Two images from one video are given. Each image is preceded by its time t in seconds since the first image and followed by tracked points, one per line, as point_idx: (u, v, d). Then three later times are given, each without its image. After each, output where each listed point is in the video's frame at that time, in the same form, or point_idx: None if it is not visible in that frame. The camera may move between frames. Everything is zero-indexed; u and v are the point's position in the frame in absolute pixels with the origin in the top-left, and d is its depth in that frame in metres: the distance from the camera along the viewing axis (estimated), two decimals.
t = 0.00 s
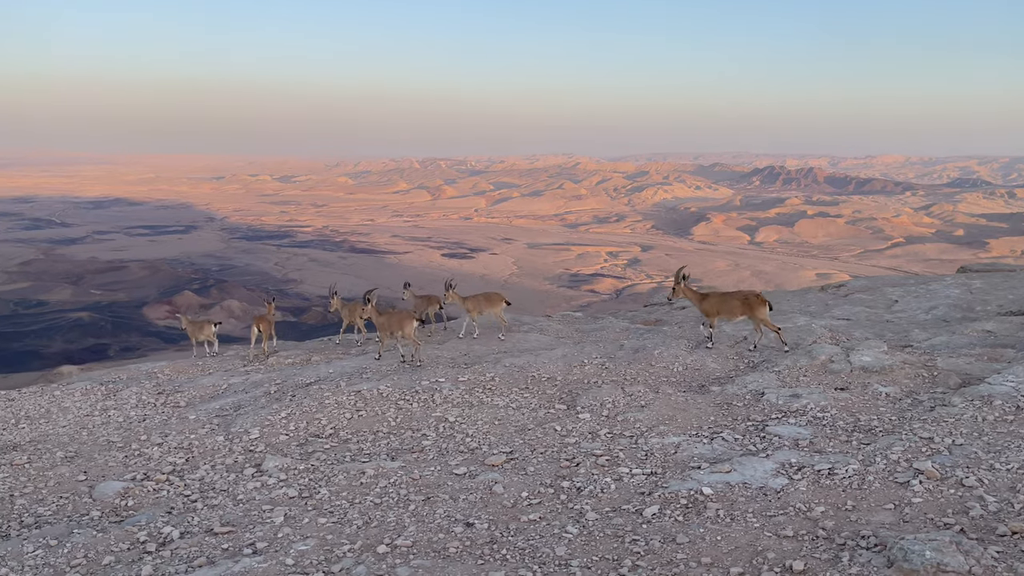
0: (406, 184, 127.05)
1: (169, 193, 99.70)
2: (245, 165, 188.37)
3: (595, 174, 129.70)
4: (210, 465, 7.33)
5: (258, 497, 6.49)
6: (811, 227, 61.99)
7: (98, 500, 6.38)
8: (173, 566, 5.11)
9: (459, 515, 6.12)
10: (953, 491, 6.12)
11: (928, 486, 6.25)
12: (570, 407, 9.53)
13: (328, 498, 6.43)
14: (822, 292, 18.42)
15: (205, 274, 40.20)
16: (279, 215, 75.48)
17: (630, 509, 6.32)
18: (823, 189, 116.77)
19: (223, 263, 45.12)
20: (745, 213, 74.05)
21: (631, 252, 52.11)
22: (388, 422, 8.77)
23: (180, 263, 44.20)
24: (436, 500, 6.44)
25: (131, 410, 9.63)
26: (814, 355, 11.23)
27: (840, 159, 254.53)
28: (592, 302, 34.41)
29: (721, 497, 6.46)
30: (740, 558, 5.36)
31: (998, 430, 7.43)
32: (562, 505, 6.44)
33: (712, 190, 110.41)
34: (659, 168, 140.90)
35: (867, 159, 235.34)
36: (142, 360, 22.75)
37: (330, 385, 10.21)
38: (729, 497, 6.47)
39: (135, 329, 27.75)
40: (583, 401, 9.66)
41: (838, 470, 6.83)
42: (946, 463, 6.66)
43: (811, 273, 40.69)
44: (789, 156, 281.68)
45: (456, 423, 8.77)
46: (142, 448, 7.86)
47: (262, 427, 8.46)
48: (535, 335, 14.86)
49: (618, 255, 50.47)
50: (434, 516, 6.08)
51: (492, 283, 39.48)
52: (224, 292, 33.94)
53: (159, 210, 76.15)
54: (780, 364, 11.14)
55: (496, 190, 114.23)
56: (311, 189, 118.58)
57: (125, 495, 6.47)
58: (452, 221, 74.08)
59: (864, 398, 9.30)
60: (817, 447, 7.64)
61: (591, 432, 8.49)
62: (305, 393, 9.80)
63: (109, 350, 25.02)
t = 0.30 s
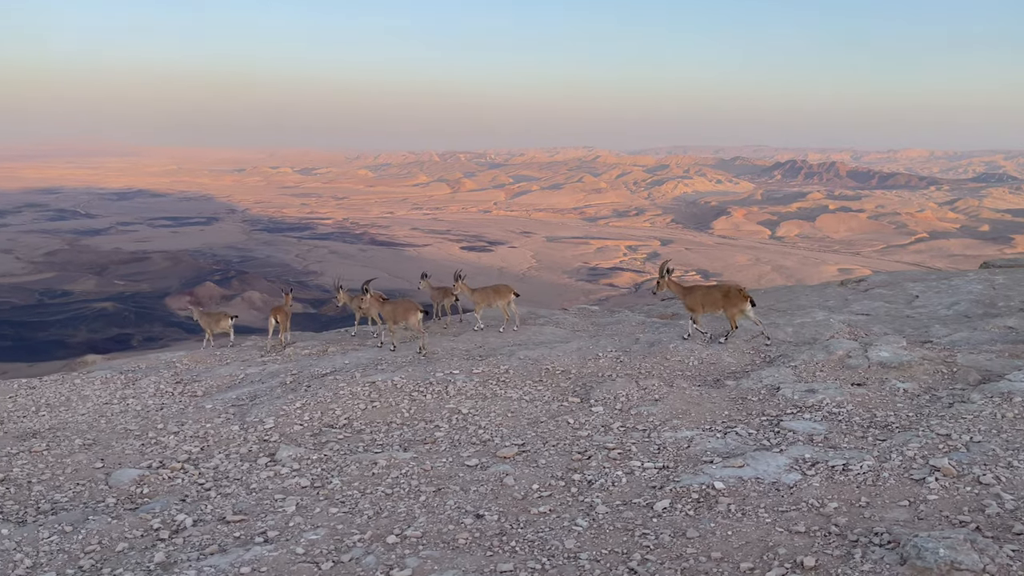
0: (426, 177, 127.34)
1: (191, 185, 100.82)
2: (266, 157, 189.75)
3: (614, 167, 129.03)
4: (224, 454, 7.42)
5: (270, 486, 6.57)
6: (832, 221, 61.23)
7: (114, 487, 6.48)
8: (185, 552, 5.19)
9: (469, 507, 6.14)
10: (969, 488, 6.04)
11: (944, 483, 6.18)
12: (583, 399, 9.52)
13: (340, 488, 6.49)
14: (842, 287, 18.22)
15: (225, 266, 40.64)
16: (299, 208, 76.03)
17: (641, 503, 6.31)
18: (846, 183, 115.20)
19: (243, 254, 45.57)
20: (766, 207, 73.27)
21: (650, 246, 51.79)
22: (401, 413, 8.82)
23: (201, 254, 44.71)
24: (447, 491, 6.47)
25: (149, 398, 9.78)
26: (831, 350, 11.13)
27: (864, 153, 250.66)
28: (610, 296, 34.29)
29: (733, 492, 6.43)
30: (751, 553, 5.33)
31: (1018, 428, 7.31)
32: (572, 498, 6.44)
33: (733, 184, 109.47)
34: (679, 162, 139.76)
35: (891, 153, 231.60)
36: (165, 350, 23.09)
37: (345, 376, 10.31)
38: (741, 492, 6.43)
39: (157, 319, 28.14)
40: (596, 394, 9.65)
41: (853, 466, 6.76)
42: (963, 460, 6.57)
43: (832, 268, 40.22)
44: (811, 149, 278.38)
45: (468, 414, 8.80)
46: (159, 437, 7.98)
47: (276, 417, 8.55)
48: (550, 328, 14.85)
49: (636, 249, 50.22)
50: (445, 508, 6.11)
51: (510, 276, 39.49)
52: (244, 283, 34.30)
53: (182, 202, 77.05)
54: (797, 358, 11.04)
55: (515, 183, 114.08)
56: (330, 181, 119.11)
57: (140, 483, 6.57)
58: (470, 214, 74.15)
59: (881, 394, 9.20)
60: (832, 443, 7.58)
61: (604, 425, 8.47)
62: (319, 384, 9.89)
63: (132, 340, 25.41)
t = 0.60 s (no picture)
0: (443, 171, 127.51)
1: (211, 178, 101.75)
2: (284, 151, 190.90)
3: (632, 162, 128.40)
4: (239, 445, 7.50)
5: (284, 477, 6.63)
6: (853, 217, 60.51)
7: (130, 477, 6.58)
8: (198, 542, 5.26)
9: (480, 500, 6.16)
10: (986, 487, 5.97)
11: (961, 482, 6.11)
12: (596, 394, 9.50)
13: (352, 481, 6.54)
14: (861, 283, 18.02)
15: (244, 259, 41.01)
16: (317, 201, 76.52)
17: (652, 498, 6.29)
18: (867, 178, 113.70)
19: (262, 247, 45.97)
20: (785, 202, 72.60)
21: (668, 241, 51.50)
22: (414, 406, 8.86)
23: (220, 247, 45.17)
24: (459, 484, 6.50)
25: (166, 389, 9.92)
26: (848, 347, 11.03)
27: (886, 148, 247.14)
28: (626, 291, 34.16)
29: (745, 488, 6.39)
30: (762, 550, 5.31)
31: None
32: (583, 492, 6.44)
33: (752, 179, 108.47)
34: (698, 156, 138.66)
35: (914, 148, 228.05)
36: (184, 341, 23.35)
37: (359, 369, 10.37)
38: (753, 488, 6.39)
39: (177, 311, 28.50)
40: (610, 388, 9.63)
41: (867, 464, 6.70)
42: (980, 459, 6.48)
43: (852, 264, 39.77)
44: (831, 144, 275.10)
45: (481, 408, 8.82)
46: (175, 428, 8.08)
47: (291, 409, 8.63)
48: (565, 323, 14.86)
49: (654, 244, 49.98)
50: (456, 501, 6.13)
51: (526, 270, 39.49)
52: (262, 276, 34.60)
53: (202, 195, 77.81)
54: (813, 355, 10.94)
55: (532, 177, 113.90)
56: (349, 175, 119.78)
57: (155, 472, 6.68)
58: (487, 208, 74.17)
59: (898, 392, 9.08)
60: (847, 440, 7.50)
61: (617, 420, 8.46)
62: (334, 376, 9.98)
63: (152, 331, 25.77)
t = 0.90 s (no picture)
0: (459, 166, 127.60)
1: (230, 172, 102.48)
2: (302, 145, 191.89)
3: (650, 157, 127.66)
4: (253, 440, 7.54)
5: (298, 472, 6.66)
6: (872, 214, 59.78)
7: (146, 470, 6.64)
8: (212, 536, 5.29)
9: (494, 498, 6.15)
10: (1008, 490, 5.86)
11: (981, 484, 6.01)
12: (612, 392, 9.46)
13: (366, 476, 6.55)
14: (881, 281, 17.79)
15: (261, 252, 41.28)
16: (334, 196, 76.88)
17: (667, 498, 6.24)
18: (888, 174, 112.25)
19: (279, 241, 46.28)
20: (804, 199, 71.85)
21: (685, 237, 51.15)
22: (429, 402, 8.86)
23: (238, 241, 45.54)
24: (472, 481, 6.50)
25: (182, 382, 10.01)
26: (866, 346, 10.89)
27: (908, 144, 243.51)
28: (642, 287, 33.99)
29: (761, 489, 6.33)
30: (777, 551, 5.24)
31: None
32: (597, 491, 6.41)
33: (770, 175, 107.46)
34: (716, 152, 137.43)
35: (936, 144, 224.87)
36: (202, 335, 23.55)
37: (374, 364, 10.39)
38: (769, 488, 6.33)
39: (195, 305, 28.76)
40: (625, 386, 9.58)
41: (886, 465, 6.60)
42: (1002, 461, 6.37)
43: (872, 261, 39.29)
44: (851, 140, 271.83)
45: (496, 405, 8.80)
46: (191, 422, 8.15)
47: (306, 403, 8.67)
48: (579, 319, 14.80)
49: (670, 240, 49.68)
50: (469, 498, 6.12)
51: (542, 266, 39.45)
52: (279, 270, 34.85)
53: (220, 189, 78.42)
54: (831, 353, 10.82)
55: (548, 172, 113.62)
56: (366, 170, 120.14)
57: (171, 466, 6.73)
58: (503, 203, 74.11)
59: (918, 392, 8.95)
60: (865, 440, 7.40)
61: (632, 418, 8.41)
62: (348, 371, 10.02)
63: (171, 324, 26.04)
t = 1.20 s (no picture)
0: (474, 163, 127.59)
1: (246, 168, 103.17)
2: (317, 141, 192.95)
3: (665, 154, 126.98)
4: (267, 434, 7.57)
5: (311, 467, 6.66)
6: (890, 212, 59.09)
7: (161, 463, 6.66)
8: (226, 530, 5.30)
9: (507, 494, 6.11)
10: None
11: (1004, 485, 5.89)
12: (626, 389, 9.40)
13: (379, 471, 6.54)
14: (899, 279, 17.55)
15: (277, 248, 41.51)
16: (350, 192, 77.20)
17: (683, 496, 6.18)
18: (907, 172, 110.86)
19: (294, 237, 46.52)
20: (821, 196, 71.09)
21: (700, 235, 50.82)
22: (442, 398, 8.84)
23: (254, 237, 45.83)
24: (485, 477, 6.46)
25: (197, 376, 10.08)
26: (885, 344, 10.75)
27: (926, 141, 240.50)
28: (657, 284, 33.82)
29: (778, 487, 6.24)
30: (796, 551, 5.15)
31: None
32: (612, 488, 6.36)
33: (787, 172, 106.53)
34: (732, 149, 136.35)
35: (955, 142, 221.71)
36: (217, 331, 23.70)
37: (388, 359, 10.39)
38: (787, 487, 6.24)
39: (211, 300, 28.99)
40: (640, 383, 9.51)
41: (906, 465, 6.49)
42: None
43: (889, 259, 38.85)
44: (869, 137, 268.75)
45: (510, 401, 8.76)
46: (205, 415, 8.18)
47: (320, 398, 8.69)
48: (593, 316, 14.73)
49: (685, 238, 49.36)
50: (482, 494, 6.09)
51: (556, 263, 39.37)
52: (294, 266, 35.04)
53: (236, 185, 78.98)
54: (849, 352, 10.69)
55: (562, 169, 113.36)
56: (381, 166, 120.49)
57: (185, 459, 6.75)
58: (518, 200, 74.06)
59: (937, 391, 8.80)
60: (884, 439, 7.29)
61: (647, 414, 8.35)
62: (363, 366, 10.02)
63: (187, 319, 26.26)
